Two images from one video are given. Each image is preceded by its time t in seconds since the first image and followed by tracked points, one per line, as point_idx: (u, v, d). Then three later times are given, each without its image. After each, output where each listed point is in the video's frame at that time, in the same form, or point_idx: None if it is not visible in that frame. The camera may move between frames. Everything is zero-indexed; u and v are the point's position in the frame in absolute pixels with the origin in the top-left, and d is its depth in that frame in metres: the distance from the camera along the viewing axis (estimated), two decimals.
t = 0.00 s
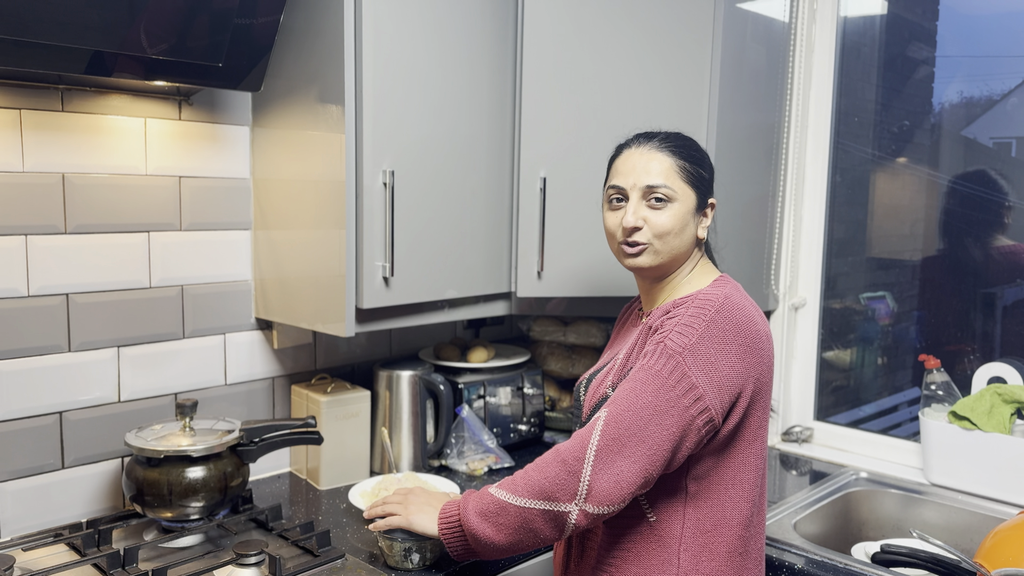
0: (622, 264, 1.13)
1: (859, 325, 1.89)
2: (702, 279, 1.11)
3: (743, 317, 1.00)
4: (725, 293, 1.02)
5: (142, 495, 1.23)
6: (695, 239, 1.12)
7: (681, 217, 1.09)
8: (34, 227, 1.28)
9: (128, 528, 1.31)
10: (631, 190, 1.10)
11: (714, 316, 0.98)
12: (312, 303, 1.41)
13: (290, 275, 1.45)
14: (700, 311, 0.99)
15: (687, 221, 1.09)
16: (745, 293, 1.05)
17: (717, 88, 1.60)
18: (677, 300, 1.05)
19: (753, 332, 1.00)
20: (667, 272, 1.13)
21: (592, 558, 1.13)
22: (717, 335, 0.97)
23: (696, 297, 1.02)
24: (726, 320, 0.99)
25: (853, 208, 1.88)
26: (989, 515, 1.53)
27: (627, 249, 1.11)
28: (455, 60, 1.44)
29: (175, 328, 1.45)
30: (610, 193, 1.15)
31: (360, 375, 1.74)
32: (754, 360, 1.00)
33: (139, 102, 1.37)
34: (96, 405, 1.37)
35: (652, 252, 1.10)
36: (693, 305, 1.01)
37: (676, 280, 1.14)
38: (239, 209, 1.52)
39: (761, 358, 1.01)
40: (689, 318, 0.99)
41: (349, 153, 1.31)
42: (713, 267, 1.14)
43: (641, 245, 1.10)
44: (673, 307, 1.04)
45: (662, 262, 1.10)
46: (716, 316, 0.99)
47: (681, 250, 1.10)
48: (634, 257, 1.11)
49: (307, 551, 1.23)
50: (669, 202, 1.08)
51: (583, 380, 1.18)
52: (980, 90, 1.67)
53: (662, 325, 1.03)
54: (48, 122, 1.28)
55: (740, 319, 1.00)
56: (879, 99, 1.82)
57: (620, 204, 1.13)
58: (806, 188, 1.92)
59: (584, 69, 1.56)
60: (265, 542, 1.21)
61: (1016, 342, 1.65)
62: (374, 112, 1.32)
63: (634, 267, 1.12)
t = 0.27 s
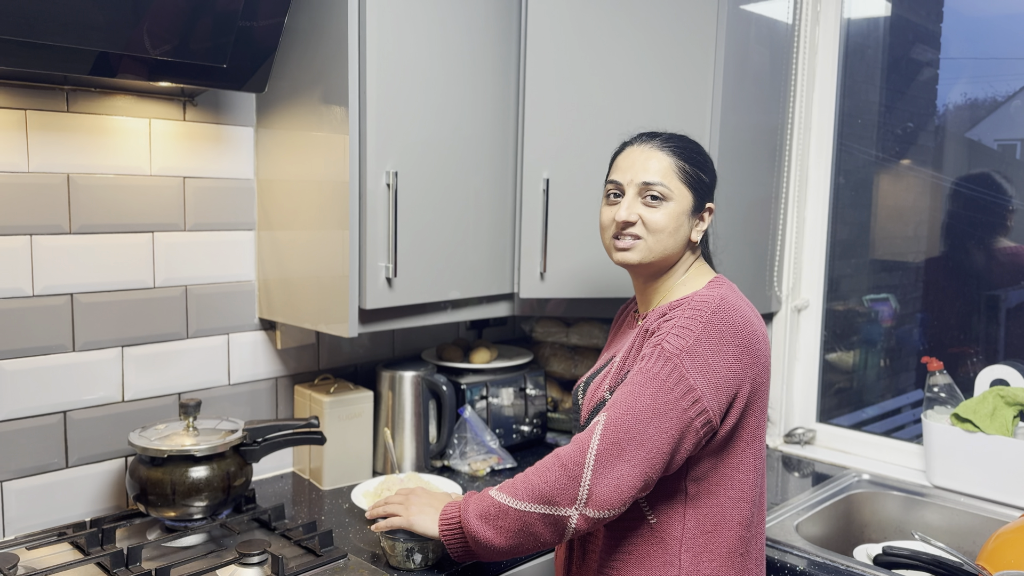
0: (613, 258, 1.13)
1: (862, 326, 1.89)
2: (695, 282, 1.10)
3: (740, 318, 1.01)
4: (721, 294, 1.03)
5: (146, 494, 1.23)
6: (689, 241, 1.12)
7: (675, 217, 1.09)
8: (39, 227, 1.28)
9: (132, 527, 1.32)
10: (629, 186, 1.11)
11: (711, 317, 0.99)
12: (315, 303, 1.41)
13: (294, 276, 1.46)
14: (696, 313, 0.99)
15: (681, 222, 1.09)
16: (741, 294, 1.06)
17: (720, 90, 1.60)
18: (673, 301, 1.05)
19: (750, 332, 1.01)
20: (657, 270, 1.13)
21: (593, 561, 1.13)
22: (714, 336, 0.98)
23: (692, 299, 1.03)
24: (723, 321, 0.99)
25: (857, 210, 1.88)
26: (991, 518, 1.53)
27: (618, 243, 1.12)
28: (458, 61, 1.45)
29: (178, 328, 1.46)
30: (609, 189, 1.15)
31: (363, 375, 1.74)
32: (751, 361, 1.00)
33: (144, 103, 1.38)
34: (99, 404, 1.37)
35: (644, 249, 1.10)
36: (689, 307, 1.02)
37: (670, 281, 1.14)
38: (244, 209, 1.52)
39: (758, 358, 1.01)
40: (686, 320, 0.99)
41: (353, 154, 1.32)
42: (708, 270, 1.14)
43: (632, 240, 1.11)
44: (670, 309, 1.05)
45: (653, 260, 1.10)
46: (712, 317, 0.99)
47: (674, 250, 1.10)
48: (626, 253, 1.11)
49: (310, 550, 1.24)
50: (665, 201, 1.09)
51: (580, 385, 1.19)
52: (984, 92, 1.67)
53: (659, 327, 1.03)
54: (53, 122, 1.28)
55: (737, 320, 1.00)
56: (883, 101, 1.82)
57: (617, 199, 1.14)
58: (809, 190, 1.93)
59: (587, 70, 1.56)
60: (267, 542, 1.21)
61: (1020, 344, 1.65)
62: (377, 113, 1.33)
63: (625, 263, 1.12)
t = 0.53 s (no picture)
0: (621, 265, 1.14)
1: (865, 329, 1.89)
2: (703, 284, 1.12)
3: (745, 321, 1.01)
4: (727, 297, 1.03)
5: (150, 493, 1.24)
6: (696, 243, 1.12)
7: (682, 222, 1.09)
8: (44, 227, 1.29)
9: (136, 526, 1.32)
10: (633, 192, 1.10)
11: (716, 320, 0.99)
12: (319, 304, 1.42)
13: (298, 276, 1.46)
14: (701, 316, 1.00)
15: (688, 226, 1.09)
16: (747, 297, 1.06)
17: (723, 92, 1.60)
18: (678, 304, 1.05)
19: (755, 336, 1.00)
20: (666, 275, 1.13)
21: (596, 563, 1.13)
22: (718, 339, 0.98)
23: (697, 302, 1.03)
24: (727, 325, 0.99)
25: (860, 212, 1.88)
26: (994, 520, 1.52)
27: (626, 250, 1.12)
28: (462, 63, 1.45)
29: (182, 328, 1.46)
30: (613, 194, 1.15)
31: (366, 375, 1.74)
32: (755, 364, 1.00)
33: (149, 104, 1.38)
34: (103, 404, 1.38)
35: (651, 256, 1.10)
36: (694, 310, 1.02)
37: (677, 283, 1.14)
38: (248, 210, 1.53)
39: (763, 362, 1.01)
40: (690, 323, 0.99)
41: (357, 155, 1.32)
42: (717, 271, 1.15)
43: (640, 247, 1.11)
44: (675, 311, 1.05)
45: (661, 265, 1.11)
46: (717, 320, 0.99)
47: (681, 254, 1.11)
48: (633, 260, 1.12)
49: (313, 550, 1.24)
50: (670, 206, 1.08)
51: (584, 386, 1.19)
52: (989, 94, 1.67)
53: (663, 329, 1.03)
54: (59, 123, 1.29)
55: (742, 324, 1.00)
56: (886, 103, 1.82)
57: (622, 205, 1.14)
58: (813, 192, 1.93)
59: (591, 72, 1.56)
60: (270, 541, 1.22)
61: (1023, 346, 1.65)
62: (381, 114, 1.33)
63: (633, 269, 1.13)
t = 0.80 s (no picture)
0: (633, 270, 1.13)
1: (867, 330, 1.89)
2: (716, 287, 1.12)
3: (757, 327, 1.01)
4: (740, 302, 1.03)
5: (154, 492, 1.24)
6: (708, 247, 1.12)
7: (692, 226, 1.08)
8: (49, 227, 1.29)
9: (139, 525, 1.33)
10: (644, 197, 1.10)
11: (728, 325, 0.99)
12: (322, 304, 1.43)
13: (301, 277, 1.47)
14: (713, 320, 1.00)
15: (699, 229, 1.09)
16: (761, 303, 1.06)
17: (726, 93, 1.61)
18: (690, 306, 1.06)
19: (767, 343, 1.01)
20: (678, 279, 1.13)
21: (599, 562, 1.14)
22: (730, 344, 0.98)
23: (710, 305, 1.03)
24: (740, 330, 0.99)
25: (862, 214, 1.88)
26: (995, 522, 1.53)
27: (637, 256, 1.12)
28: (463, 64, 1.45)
29: (186, 328, 1.47)
30: (623, 199, 1.15)
31: (369, 375, 1.75)
32: (767, 371, 1.01)
33: (154, 104, 1.39)
34: (107, 403, 1.39)
35: (663, 260, 1.10)
36: (707, 313, 1.02)
37: (689, 287, 1.14)
38: (252, 210, 1.54)
39: (774, 369, 1.02)
40: (702, 326, 1.00)
41: (361, 156, 1.33)
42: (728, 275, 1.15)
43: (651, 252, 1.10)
44: (687, 314, 1.05)
45: (673, 270, 1.10)
46: (729, 325, 0.99)
47: (692, 258, 1.10)
48: (645, 264, 1.11)
49: (315, 549, 1.25)
50: (681, 210, 1.08)
51: (594, 385, 1.20)
52: (991, 96, 1.68)
53: (675, 331, 1.04)
54: (64, 123, 1.30)
55: (754, 330, 1.00)
56: (888, 105, 1.82)
57: (632, 210, 1.13)
58: (815, 194, 1.93)
59: (594, 74, 1.57)
60: (273, 540, 1.22)
61: None
62: (385, 115, 1.34)
63: (645, 274, 1.12)
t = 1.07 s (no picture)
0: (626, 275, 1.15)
1: (868, 332, 1.90)
2: (716, 293, 1.11)
3: (760, 333, 1.01)
4: (743, 307, 1.03)
5: (157, 491, 1.25)
6: (701, 256, 1.11)
7: (679, 238, 1.08)
8: (54, 227, 1.30)
9: (143, 523, 1.33)
10: (632, 207, 1.10)
11: (731, 330, 1.00)
12: (325, 304, 1.43)
13: (304, 277, 1.47)
14: (716, 325, 1.00)
15: (686, 241, 1.08)
16: (764, 307, 1.07)
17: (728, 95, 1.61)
18: (694, 310, 1.06)
19: (770, 348, 1.01)
20: (670, 286, 1.13)
21: (600, 563, 1.14)
22: (733, 349, 0.99)
23: (714, 309, 1.03)
24: (742, 335, 1.00)
25: (864, 216, 1.88)
26: (996, 523, 1.53)
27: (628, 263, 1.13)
28: (466, 66, 1.46)
29: (190, 327, 1.48)
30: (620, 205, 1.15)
31: (371, 376, 1.76)
32: (769, 376, 1.01)
33: (158, 105, 1.40)
34: (111, 402, 1.39)
35: (650, 269, 1.11)
36: (710, 317, 1.02)
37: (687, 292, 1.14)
38: (256, 211, 1.54)
39: (777, 374, 1.02)
40: (705, 330, 1.00)
41: (364, 157, 1.33)
42: (729, 282, 1.13)
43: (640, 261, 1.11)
44: (690, 317, 1.06)
45: (661, 277, 1.12)
46: (731, 330, 1.00)
47: (681, 268, 1.10)
48: (634, 271, 1.13)
49: (318, 548, 1.25)
50: (668, 221, 1.07)
51: (595, 385, 1.20)
52: (993, 99, 1.68)
53: (677, 335, 1.04)
54: (69, 124, 1.30)
55: (756, 334, 1.01)
56: (891, 107, 1.83)
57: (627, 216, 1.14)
58: (816, 197, 1.93)
59: (597, 75, 1.57)
60: (276, 539, 1.23)
61: None
62: (389, 116, 1.34)
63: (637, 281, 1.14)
